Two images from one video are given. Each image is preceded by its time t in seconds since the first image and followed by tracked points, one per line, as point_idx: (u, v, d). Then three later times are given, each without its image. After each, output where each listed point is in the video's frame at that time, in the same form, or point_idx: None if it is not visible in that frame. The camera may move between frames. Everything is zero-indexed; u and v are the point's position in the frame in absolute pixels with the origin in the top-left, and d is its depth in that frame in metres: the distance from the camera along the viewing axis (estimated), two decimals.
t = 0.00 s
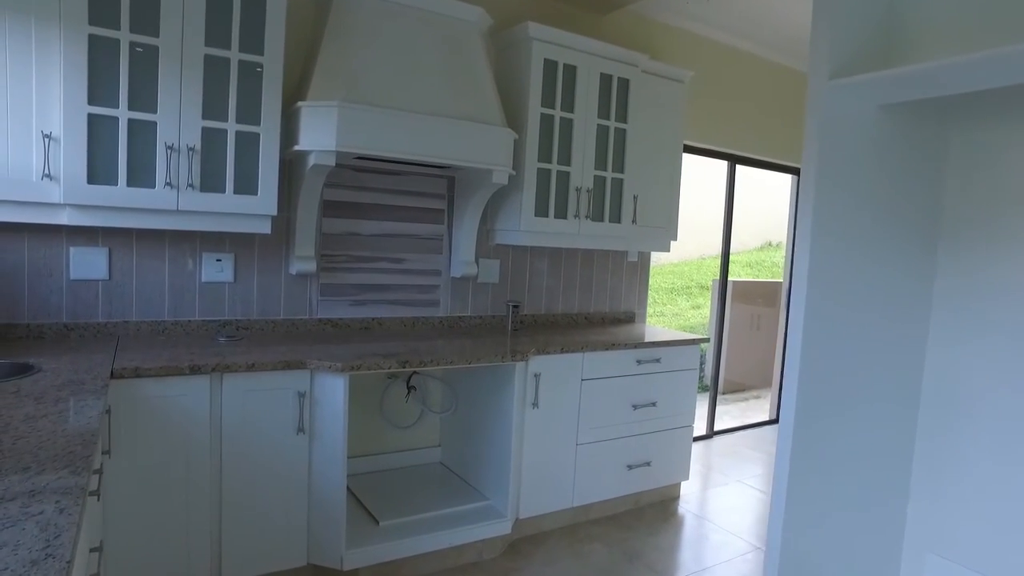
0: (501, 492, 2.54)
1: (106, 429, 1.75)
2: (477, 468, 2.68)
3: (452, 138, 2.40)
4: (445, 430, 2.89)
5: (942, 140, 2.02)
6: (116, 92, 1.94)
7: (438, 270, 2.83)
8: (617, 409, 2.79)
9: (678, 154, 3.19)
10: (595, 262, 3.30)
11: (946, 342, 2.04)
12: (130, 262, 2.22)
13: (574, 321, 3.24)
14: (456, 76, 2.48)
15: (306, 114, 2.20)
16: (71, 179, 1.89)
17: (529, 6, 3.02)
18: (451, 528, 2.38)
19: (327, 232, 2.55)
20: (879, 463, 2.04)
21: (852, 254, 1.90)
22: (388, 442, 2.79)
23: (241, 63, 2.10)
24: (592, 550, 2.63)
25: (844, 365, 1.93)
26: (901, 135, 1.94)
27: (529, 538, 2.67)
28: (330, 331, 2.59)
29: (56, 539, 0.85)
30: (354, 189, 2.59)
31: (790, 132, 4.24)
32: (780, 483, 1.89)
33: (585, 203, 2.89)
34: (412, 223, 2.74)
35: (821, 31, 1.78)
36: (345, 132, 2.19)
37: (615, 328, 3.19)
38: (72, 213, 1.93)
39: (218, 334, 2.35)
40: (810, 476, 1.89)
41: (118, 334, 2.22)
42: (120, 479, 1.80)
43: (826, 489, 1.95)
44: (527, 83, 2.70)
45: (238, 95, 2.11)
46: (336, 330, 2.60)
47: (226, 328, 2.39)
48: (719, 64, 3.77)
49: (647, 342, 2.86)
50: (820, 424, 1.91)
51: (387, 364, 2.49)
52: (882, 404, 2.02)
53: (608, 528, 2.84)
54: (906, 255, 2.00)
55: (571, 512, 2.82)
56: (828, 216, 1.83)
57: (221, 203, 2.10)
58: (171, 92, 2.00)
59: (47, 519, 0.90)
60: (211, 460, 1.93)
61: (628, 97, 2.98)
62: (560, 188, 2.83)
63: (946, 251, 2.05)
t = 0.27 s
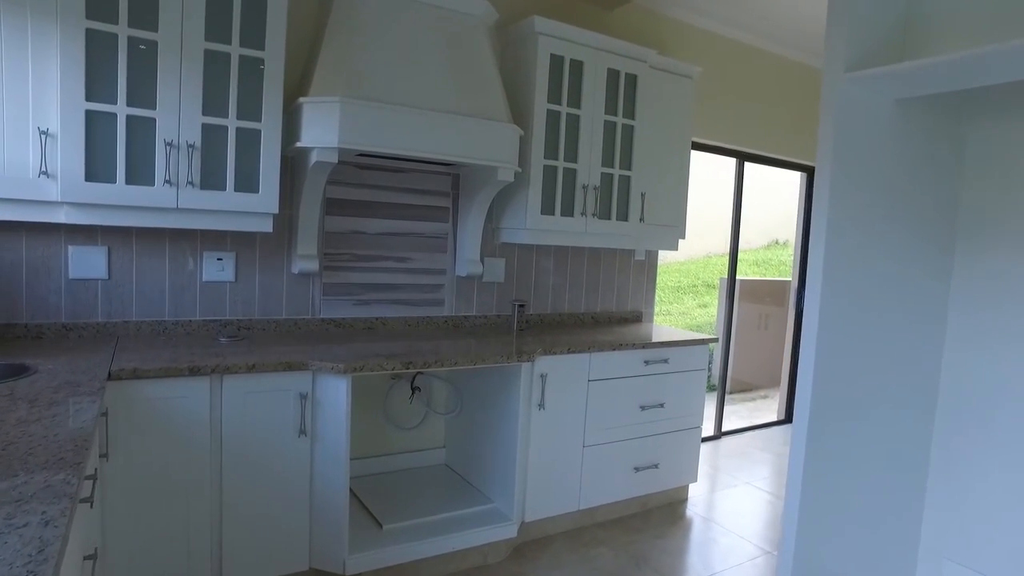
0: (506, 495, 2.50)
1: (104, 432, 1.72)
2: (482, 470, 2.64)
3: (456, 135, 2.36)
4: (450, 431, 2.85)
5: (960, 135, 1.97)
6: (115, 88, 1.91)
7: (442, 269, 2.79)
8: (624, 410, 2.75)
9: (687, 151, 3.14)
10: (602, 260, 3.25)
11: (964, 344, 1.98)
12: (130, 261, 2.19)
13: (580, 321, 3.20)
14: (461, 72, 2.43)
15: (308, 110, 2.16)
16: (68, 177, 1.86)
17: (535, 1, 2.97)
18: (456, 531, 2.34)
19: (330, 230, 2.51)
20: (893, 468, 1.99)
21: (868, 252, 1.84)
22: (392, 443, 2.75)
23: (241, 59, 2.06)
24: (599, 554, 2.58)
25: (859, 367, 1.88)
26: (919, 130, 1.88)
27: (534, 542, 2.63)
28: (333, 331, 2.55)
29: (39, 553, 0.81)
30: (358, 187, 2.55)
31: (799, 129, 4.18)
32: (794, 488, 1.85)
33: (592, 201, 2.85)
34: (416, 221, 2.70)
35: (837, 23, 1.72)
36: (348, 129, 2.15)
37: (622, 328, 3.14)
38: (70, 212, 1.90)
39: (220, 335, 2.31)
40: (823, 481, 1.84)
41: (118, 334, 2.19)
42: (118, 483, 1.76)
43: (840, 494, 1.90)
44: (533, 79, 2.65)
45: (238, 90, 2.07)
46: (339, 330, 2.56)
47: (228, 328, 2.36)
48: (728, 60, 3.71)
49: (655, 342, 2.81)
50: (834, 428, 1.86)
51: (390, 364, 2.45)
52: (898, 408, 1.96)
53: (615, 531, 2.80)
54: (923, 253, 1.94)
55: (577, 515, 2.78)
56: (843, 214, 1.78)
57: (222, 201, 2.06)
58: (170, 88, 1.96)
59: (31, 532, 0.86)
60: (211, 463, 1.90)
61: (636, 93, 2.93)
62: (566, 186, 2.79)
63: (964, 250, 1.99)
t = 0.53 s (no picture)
0: (511, 500, 2.46)
1: (99, 438, 1.68)
2: (486, 474, 2.59)
3: (460, 133, 2.31)
4: (453, 434, 2.81)
5: (979, 132, 1.91)
6: (111, 86, 1.87)
7: (446, 269, 2.74)
8: (631, 413, 2.69)
9: (694, 149, 3.08)
10: (608, 260, 3.20)
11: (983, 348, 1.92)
12: (127, 261, 2.15)
13: (586, 322, 3.15)
14: (465, 69, 2.39)
15: (308, 107, 2.11)
16: (63, 176, 1.82)
17: None
18: (459, 538, 2.29)
19: (331, 230, 2.47)
20: (909, 474, 1.94)
21: (884, 253, 1.79)
22: (394, 447, 2.71)
23: (240, 55, 2.02)
24: (605, 560, 2.53)
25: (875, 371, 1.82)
26: (937, 128, 1.82)
27: (539, 547, 2.58)
28: (335, 333, 2.51)
29: None
30: (359, 186, 2.51)
31: (808, 127, 4.12)
32: (807, 496, 1.80)
33: (598, 200, 2.80)
34: (419, 221, 2.65)
35: (853, 16, 1.67)
36: (350, 126, 2.10)
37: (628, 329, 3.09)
38: (65, 212, 1.86)
39: (219, 337, 2.27)
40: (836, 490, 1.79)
41: (116, 336, 2.15)
42: (113, 489, 1.72)
43: (854, 502, 1.85)
44: (538, 76, 2.60)
45: (237, 88, 2.02)
46: (341, 331, 2.52)
47: (227, 330, 2.32)
48: (736, 57, 3.65)
49: (663, 344, 2.76)
50: (848, 435, 1.81)
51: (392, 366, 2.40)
52: (914, 413, 1.91)
53: (621, 536, 2.75)
54: (941, 254, 1.88)
55: (583, 520, 2.73)
56: (859, 214, 1.72)
57: (220, 201, 2.02)
58: (167, 85, 1.92)
59: (7, 553, 0.81)
60: (209, 469, 1.85)
61: (643, 90, 2.88)
62: (572, 184, 2.74)
63: (983, 251, 1.93)
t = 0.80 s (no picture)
0: (515, 507, 2.41)
1: (91, 445, 1.63)
2: (490, 480, 2.54)
3: (463, 131, 2.25)
4: (457, 439, 2.76)
5: (1002, 129, 1.84)
6: (105, 83, 1.82)
7: (449, 270, 2.69)
8: (638, 418, 2.63)
9: (703, 147, 3.02)
10: (615, 261, 3.14)
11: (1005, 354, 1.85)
12: (123, 263, 2.10)
13: (593, 323, 3.09)
14: (469, 65, 2.33)
15: (308, 105, 2.06)
16: (56, 175, 1.77)
17: None
18: (462, 546, 2.24)
19: (332, 230, 2.41)
20: (926, 483, 1.87)
21: (903, 255, 1.72)
22: (397, 452, 2.66)
23: (238, 51, 1.96)
24: (612, 568, 2.48)
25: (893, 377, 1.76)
26: (959, 124, 1.76)
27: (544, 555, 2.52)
28: (336, 335, 2.46)
29: None
30: (362, 185, 2.46)
31: (818, 125, 4.05)
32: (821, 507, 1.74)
33: (604, 199, 2.74)
34: (422, 221, 2.60)
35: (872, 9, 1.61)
36: (350, 124, 2.05)
37: (636, 331, 3.03)
38: (58, 212, 1.81)
39: (218, 340, 2.22)
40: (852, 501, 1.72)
41: (112, 339, 2.10)
42: (107, 497, 1.68)
43: (870, 513, 1.79)
44: (543, 72, 2.54)
45: (235, 85, 1.97)
46: (342, 334, 2.46)
47: (226, 333, 2.27)
48: (745, 53, 3.58)
49: (671, 347, 2.70)
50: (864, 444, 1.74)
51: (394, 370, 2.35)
52: (933, 421, 1.84)
53: (628, 543, 2.69)
54: (961, 255, 1.81)
55: (589, 527, 2.67)
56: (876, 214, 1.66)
57: (217, 201, 1.97)
58: (163, 82, 1.87)
59: None
60: (206, 476, 1.81)
61: (651, 87, 2.81)
62: (578, 183, 2.68)
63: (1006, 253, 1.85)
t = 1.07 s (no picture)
0: (520, 514, 2.35)
1: (84, 453, 1.58)
2: (494, 485, 2.49)
3: (466, 129, 2.20)
4: (460, 443, 2.71)
5: None
6: (98, 80, 1.77)
7: (453, 272, 2.64)
8: (646, 422, 2.58)
9: (711, 146, 2.96)
10: (622, 261, 3.08)
11: None
12: (119, 264, 2.05)
13: (598, 325, 3.03)
14: (472, 62, 2.28)
15: (307, 102, 2.01)
16: (48, 175, 1.73)
17: None
18: (465, 554, 2.19)
19: (333, 231, 2.36)
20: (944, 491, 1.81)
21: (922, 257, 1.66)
22: (399, 457, 2.61)
23: (236, 48, 1.92)
24: None
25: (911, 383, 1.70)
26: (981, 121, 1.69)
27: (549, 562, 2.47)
28: (337, 338, 2.41)
29: None
30: (363, 185, 2.41)
31: (827, 123, 3.98)
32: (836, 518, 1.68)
33: (611, 199, 2.68)
34: (425, 221, 2.54)
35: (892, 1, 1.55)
36: (350, 123, 2.00)
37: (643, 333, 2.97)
38: (50, 213, 1.77)
39: (216, 343, 2.18)
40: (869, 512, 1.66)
41: (108, 342, 2.06)
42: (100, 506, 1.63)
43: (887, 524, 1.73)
44: (548, 69, 2.48)
45: (233, 82, 1.92)
46: (343, 337, 2.42)
47: (225, 336, 2.22)
48: (754, 50, 3.51)
49: (679, 350, 2.64)
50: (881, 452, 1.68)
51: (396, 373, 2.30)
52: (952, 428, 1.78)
53: (635, 550, 2.63)
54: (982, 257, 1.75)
55: (596, 533, 2.62)
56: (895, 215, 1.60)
57: (214, 201, 1.92)
58: (158, 79, 1.82)
59: None
60: (203, 483, 1.76)
61: (658, 84, 2.75)
62: (584, 183, 2.62)
63: None
